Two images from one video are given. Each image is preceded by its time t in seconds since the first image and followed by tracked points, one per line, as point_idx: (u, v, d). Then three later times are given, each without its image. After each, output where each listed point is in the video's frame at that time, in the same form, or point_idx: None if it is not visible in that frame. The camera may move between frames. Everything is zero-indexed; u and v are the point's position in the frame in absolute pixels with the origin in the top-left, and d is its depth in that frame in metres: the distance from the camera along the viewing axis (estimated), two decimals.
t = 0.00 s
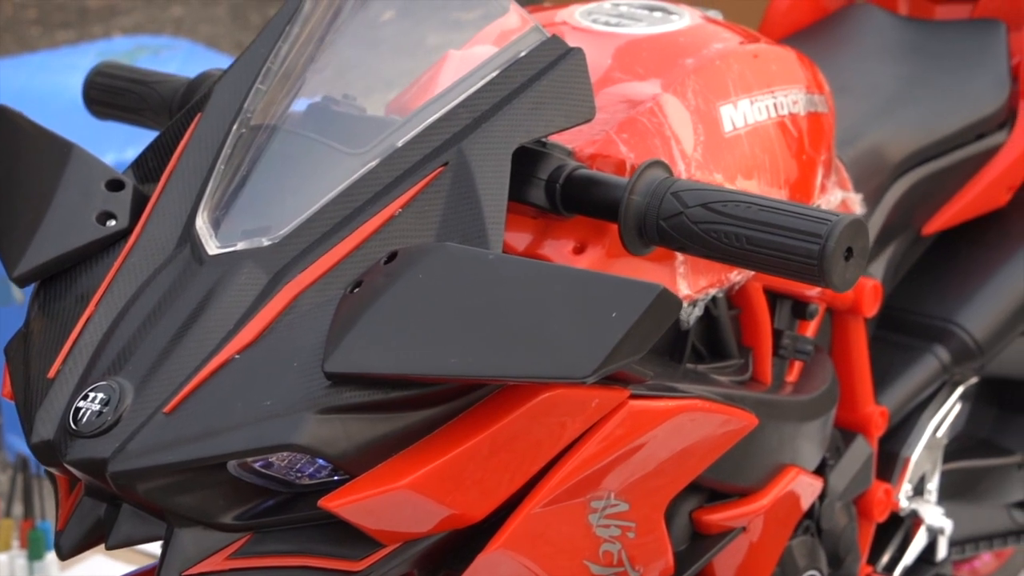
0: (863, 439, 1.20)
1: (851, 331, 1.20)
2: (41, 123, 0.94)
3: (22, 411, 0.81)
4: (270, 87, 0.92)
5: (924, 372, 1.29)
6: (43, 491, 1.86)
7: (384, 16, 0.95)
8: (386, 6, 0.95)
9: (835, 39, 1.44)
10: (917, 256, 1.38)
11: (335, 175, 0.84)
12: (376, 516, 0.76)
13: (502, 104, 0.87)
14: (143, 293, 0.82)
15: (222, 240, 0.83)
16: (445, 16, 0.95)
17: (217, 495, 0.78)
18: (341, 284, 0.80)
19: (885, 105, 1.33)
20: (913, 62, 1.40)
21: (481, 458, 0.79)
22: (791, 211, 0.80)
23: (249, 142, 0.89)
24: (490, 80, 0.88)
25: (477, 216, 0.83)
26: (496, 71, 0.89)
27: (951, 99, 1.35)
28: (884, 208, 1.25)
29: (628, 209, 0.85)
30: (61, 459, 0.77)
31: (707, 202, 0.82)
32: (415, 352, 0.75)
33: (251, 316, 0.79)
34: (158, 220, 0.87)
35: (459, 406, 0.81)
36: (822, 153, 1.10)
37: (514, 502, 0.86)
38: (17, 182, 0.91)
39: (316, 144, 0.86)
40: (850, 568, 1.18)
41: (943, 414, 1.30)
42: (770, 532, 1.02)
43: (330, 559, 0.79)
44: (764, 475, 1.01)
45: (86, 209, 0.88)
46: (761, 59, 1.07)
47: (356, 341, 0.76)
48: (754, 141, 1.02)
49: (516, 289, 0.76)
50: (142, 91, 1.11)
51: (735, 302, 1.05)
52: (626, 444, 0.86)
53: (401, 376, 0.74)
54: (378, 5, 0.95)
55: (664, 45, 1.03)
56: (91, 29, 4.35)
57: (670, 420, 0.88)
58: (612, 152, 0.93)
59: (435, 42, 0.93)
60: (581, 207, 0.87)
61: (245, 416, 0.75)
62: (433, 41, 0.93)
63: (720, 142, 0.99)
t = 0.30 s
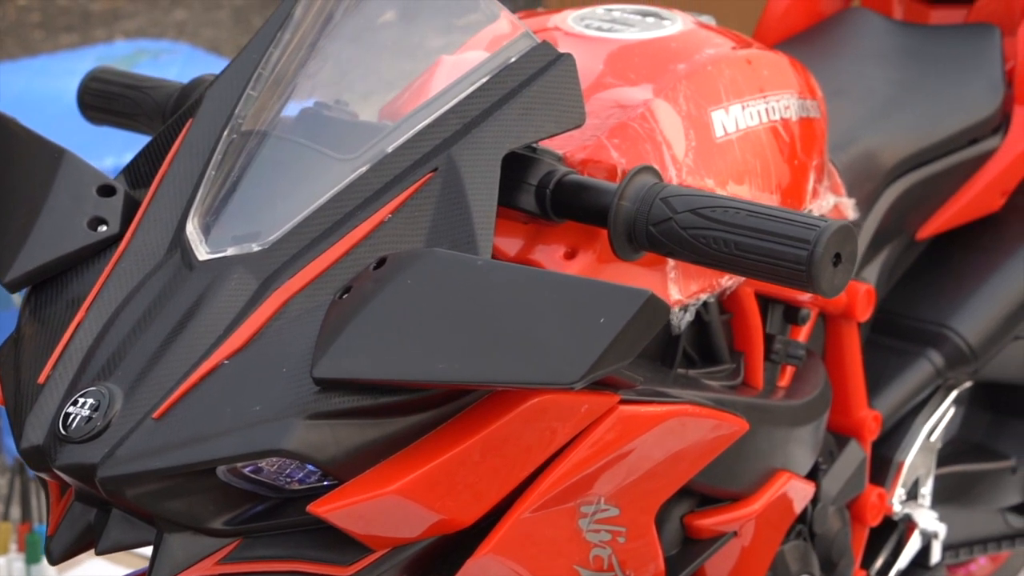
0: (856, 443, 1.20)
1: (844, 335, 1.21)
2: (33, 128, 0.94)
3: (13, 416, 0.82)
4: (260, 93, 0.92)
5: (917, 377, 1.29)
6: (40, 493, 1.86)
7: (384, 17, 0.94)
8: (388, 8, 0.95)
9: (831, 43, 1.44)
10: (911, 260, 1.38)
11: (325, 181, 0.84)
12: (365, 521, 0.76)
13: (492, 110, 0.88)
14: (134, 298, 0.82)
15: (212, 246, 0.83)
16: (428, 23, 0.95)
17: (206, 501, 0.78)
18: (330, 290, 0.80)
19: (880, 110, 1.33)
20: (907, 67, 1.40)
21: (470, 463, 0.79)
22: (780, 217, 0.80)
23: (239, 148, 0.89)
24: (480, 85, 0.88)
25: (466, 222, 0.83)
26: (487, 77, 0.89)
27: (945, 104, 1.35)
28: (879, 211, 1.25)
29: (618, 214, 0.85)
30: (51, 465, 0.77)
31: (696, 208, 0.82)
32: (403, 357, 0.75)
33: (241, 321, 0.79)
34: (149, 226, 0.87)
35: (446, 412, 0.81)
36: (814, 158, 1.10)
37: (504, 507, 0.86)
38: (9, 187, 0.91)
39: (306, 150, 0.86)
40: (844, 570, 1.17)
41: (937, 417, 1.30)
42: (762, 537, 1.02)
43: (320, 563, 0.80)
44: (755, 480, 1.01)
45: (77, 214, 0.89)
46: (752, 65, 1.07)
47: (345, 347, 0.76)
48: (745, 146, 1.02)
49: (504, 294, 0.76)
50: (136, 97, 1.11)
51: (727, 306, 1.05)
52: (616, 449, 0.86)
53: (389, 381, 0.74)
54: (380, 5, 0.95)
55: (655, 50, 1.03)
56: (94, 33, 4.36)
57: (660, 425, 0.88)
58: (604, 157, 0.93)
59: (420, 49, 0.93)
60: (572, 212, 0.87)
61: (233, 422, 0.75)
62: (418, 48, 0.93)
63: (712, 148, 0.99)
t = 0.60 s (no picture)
0: (846, 449, 1.20)
1: (834, 341, 1.20)
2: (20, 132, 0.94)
3: None
4: (247, 99, 0.93)
5: (907, 383, 1.29)
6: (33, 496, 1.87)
7: (380, 19, 0.94)
8: (383, 9, 0.94)
9: (825, 48, 1.46)
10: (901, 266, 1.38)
11: (311, 187, 0.84)
12: (350, 527, 0.76)
13: (478, 115, 0.88)
14: (120, 303, 0.82)
15: (198, 251, 0.83)
16: (408, 28, 0.94)
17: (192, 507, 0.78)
18: (316, 295, 0.80)
19: (870, 115, 1.33)
20: (901, 72, 1.41)
21: (454, 470, 0.79)
22: (765, 224, 0.80)
23: (226, 153, 0.89)
24: (467, 92, 0.89)
25: (452, 228, 0.83)
26: (473, 83, 0.89)
27: (936, 110, 1.35)
28: (869, 217, 1.25)
29: (604, 221, 0.85)
30: (35, 470, 0.77)
31: (682, 214, 0.82)
32: (388, 364, 0.75)
33: (225, 327, 0.79)
34: (135, 231, 0.87)
35: (431, 419, 0.81)
36: (803, 164, 1.10)
37: (489, 513, 0.86)
38: None
39: (292, 156, 0.86)
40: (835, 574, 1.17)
41: (927, 423, 1.30)
42: (751, 542, 1.02)
43: (305, 569, 0.80)
44: (743, 486, 1.02)
45: (64, 219, 0.89)
46: (740, 70, 1.07)
47: (329, 353, 0.76)
48: (733, 152, 1.02)
49: (490, 301, 0.76)
50: (126, 101, 1.11)
51: (715, 312, 1.05)
52: (602, 455, 0.86)
53: (373, 387, 0.74)
54: (376, 5, 0.94)
55: (644, 56, 1.03)
56: (93, 35, 4.36)
57: (646, 431, 0.88)
58: (592, 163, 0.93)
59: (406, 53, 0.92)
60: (558, 218, 0.87)
61: (217, 428, 0.75)
62: (402, 54, 0.92)
63: (699, 153, 0.99)
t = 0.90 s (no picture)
0: (838, 454, 1.20)
1: (825, 347, 1.21)
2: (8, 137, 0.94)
3: None
4: (235, 104, 0.93)
5: (898, 389, 1.29)
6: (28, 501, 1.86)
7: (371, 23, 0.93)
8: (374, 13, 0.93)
9: (818, 52, 1.46)
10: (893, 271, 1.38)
11: (298, 193, 0.84)
12: (336, 533, 0.76)
13: (466, 121, 0.88)
14: (108, 308, 0.82)
15: (185, 257, 0.83)
16: (396, 33, 0.93)
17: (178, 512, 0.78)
18: (303, 301, 0.80)
19: (862, 121, 1.34)
20: (894, 76, 1.42)
21: (441, 476, 0.79)
22: (752, 230, 0.80)
23: (214, 158, 0.89)
24: (454, 98, 0.89)
25: (438, 235, 0.84)
26: (460, 89, 0.90)
27: (928, 115, 1.35)
28: (860, 222, 1.26)
29: (591, 226, 0.85)
30: (20, 476, 0.76)
31: (669, 220, 0.81)
32: (373, 370, 0.74)
33: (212, 333, 0.79)
34: (122, 237, 0.87)
35: (417, 425, 0.81)
36: (793, 169, 1.10)
37: (477, 518, 0.86)
38: None
39: (280, 161, 0.86)
40: None
41: (919, 428, 1.31)
42: (740, 547, 1.02)
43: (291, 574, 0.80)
44: (732, 491, 1.02)
45: (52, 225, 0.89)
46: (731, 76, 1.07)
47: (314, 359, 0.76)
48: (722, 158, 1.02)
49: (476, 307, 0.76)
50: (117, 106, 1.11)
51: (704, 318, 1.05)
52: (589, 460, 0.86)
53: (356, 394, 0.74)
54: (369, 9, 0.93)
55: (633, 61, 1.03)
56: (93, 39, 4.36)
57: (634, 436, 0.88)
58: (580, 168, 0.93)
59: (395, 58, 0.92)
60: (546, 224, 0.87)
61: (203, 434, 0.75)
62: (389, 60, 0.91)
63: (689, 159, 0.99)
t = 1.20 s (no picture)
0: (828, 460, 1.20)
1: (816, 353, 1.21)
2: None
3: None
4: (222, 109, 0.93)
5: (889, 394, 1.29)
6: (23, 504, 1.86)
7: (356, 28, 0.93)
8: (359, 21, 0.94)
9: (811, 58, 1.47)
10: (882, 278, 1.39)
11: (284, 199, 0.84)
12: (319, 538, 0.76)
13: (452, 127, 0.88)
14: (94, 312, 0.82)
15: (171, 262, 0.83)
16: (382, 37, 0.93)
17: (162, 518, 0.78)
18: (287, 307, 0.80)
19: (854, 126, 1.34)
20: (886, 82, 1.42)
21: (426, 481, 0.79)
22: (737, 236, 0.80)
23: (200, 164, 0.89)
24: (440, 104, 0.89)
25: (424, 244, 0.84)
26: (446, 95, 0.90)
27: (920, 120, 1.35)
28: (851, 228, 1.25)
29: (577, 232, 0.85)
30: (6, 482, 0.76)
31: (654, 227, 0.81)
32: (357, 377, 0.74)
33: (197, 339, 0.79)
34: (109, 242, 0.87)
35: (401, 431, 0.81)
36: (782, 175, 1.10)
37: (462, 524, 0.86)
38: None
39: (266, 167, 0.86)
40: None
41: (911, 433, 1.30)
42: (728, 552, 1.02)
43: None
44: (719, 497, 1.02)
45: (39, 230, 0.89)
46: (720, 81, 1.07)
47: (299, 364, 0.75)
48: (711, 164, 1.02)
49: (460, 313, 0.76)
50: (107, 111, 1.11)
51: (693, 323, 1.05)
52: (575, 466, 0.86)
53: (341, 400, 0.74)
54: (353, 15, 0.94)
55: (623, 67, 1.03)
56: (93, 42, 4.36)
57: (621, 442, 0.88)
58: (568, 174, 0.93)
59: (382, 63, 0.92)
60: (533, 230, 0.87)
61: (187, 439, 0.74)
62: (377, 65, 0.92)
63: (677, 165, 0.99)
